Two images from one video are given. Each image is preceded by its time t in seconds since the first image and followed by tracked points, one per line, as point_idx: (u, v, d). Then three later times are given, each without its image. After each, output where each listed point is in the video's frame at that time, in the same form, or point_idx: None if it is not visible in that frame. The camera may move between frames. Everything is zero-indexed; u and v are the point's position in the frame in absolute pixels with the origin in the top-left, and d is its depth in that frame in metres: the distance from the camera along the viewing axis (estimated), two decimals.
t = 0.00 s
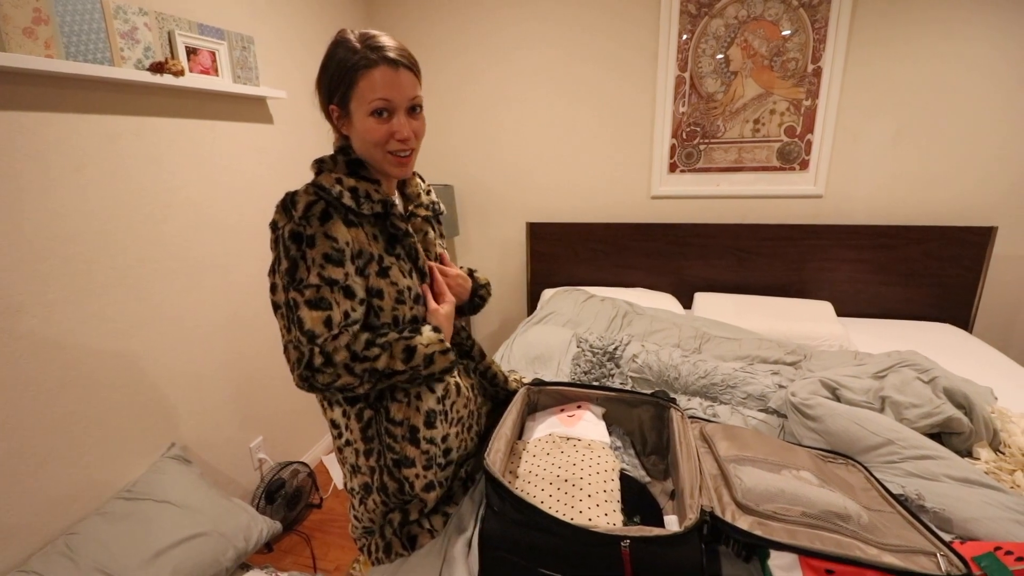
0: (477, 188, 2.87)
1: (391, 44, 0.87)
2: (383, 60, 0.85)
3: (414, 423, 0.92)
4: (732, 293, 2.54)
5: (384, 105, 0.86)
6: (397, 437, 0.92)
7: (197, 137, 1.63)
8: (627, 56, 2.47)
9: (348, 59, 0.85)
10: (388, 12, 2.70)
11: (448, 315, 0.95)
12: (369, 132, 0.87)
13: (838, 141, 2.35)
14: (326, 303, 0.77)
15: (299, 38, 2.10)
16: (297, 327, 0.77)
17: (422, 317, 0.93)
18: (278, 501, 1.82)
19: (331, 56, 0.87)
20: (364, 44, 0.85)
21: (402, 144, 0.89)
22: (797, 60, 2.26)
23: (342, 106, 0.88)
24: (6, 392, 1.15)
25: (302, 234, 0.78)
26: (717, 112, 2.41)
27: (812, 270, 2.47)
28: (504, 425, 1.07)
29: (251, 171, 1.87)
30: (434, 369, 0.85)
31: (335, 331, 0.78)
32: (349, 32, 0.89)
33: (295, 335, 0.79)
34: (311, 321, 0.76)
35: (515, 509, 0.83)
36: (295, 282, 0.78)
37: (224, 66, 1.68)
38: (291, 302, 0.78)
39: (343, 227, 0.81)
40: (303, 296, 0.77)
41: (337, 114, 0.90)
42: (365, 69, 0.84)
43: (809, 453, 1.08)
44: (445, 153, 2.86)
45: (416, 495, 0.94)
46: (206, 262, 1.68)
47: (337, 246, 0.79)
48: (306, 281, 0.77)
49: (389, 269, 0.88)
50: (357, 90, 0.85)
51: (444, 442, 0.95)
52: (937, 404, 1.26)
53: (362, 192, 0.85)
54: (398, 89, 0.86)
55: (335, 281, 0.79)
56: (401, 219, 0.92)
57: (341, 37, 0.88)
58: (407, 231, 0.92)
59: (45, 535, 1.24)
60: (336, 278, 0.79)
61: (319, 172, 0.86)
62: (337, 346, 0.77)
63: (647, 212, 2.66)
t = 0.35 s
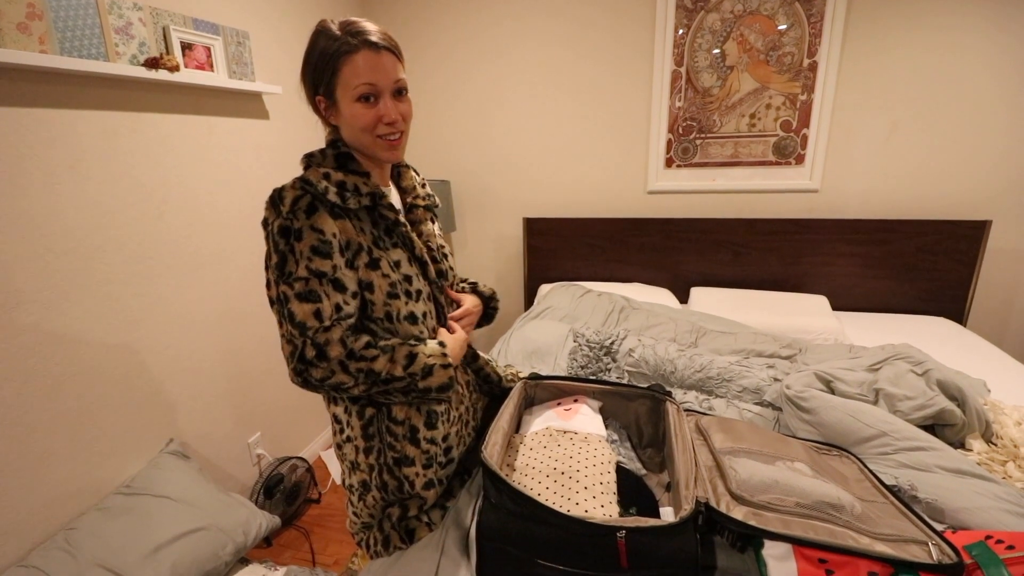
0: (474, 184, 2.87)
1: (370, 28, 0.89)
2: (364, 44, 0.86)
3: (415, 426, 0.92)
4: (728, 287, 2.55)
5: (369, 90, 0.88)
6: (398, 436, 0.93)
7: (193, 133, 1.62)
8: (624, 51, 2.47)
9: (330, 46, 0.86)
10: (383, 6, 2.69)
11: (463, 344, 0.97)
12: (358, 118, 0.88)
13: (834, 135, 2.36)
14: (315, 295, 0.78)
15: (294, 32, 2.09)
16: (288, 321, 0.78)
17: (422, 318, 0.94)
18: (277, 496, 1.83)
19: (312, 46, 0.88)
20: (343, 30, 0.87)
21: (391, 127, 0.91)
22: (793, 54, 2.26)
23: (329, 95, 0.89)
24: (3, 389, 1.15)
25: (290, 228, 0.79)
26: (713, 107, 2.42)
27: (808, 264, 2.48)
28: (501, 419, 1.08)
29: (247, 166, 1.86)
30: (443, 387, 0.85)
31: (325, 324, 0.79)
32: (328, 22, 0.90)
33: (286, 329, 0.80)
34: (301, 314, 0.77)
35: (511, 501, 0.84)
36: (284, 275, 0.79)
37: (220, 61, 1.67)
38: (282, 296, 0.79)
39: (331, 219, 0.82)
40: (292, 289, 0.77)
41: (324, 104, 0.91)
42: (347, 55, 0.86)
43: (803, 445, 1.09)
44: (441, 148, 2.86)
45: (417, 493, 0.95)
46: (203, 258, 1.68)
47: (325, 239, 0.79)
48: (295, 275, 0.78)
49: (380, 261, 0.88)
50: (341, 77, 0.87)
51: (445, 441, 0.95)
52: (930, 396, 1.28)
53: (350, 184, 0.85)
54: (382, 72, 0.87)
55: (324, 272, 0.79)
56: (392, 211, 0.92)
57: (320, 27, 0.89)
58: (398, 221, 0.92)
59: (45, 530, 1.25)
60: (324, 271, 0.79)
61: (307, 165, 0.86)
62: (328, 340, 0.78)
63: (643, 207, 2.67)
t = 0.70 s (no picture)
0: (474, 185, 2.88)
1: (368, 32, 0.91)
2: (360, 48, 0.88)
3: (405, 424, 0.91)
4: (728, 288, 2.55)
5: (367, 93, 0.89)
6: (388, 432, 0.93)
7: (194, 134, 1.62)
8: (624, 52, 2.47)
9: (328, 52, 0.89)
10: (383, 7, 2.69)
11: (468, 364, 0.86)
12: (356, 121, 0.90)
13: (833, 136, 2.36)
14: (294, 292, 0.80)
15: (294, 34, 2.09)
16: (271, 313, 0.82)
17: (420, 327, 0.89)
18: (278, 496, 1.83)
19: (311, 53, 0.91)
20: (340, 36, 0.89)
21: (390, 128, 0.92)
22: (792, 55, 2.27)
23: (329, 100, 0.92)
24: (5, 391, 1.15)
25: (280, 226, 0.82)
26: (713, 108, 2.42)
27: (808, 264, 2.48)
28: (502, 418, 1.08)
29: (248, 167, 1.87)
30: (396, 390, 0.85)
31: (301, 320, 0.81)
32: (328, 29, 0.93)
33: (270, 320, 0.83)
34: (280, 308, 0.80)
35: (513, 501, 0.84)
36: (272, 270, 0.82)
37: (222, 63, 1.67)
38: (268, 288, 0.83)
39: (316, 219, 0.83)
40: (275, 283, 0.81)
41: (325, 108, 0.94)
42: (345, 59, 0.88)
43: (804, 444, 1.10)
44: (442, 149, 2.86)
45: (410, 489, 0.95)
46: (204, 259, 1.68)
47: (309, 239, 0.82)
48: (279, 270, 0.81)
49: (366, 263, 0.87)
50: (339, 81, 0.89)
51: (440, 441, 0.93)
52: (930, 395, 1.28)
53: (343, 183, 0.85)
54: (379, 75, 0.89)
55: (305, 271, 0.81)
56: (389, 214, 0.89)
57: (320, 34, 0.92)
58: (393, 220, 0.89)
59: (47, 531, 1.25)
60: (305, 269, 0.81)
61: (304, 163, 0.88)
62: (299, 334, 0.80)
63: (643, 207, 2.67)
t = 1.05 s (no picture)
0: (475, 189, 2.88)
1: (378, 39, 0.92)
2: (369, 55, 0.90)
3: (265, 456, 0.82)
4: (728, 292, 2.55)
5: (375, 100, 0.91)
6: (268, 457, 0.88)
7: (196, 139, 1.63)
8: (624, 57, 2.49)
9: (338, 57, 0.90)
10: (384, 13, 2.71)
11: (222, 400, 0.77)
12: (363, 126, 0.92)
13: (832, 141, 2.37)
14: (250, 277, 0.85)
15: (296, 40, 2.10)
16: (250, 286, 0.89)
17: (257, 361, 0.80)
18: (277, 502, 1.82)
19: (322, 57, 0.92)
20: (350, 42, 0.90)
21: (396, 135, 0.94)
22: (790, 61, 2.28)
23: (337, 105, 0.94)
24: (6, 396, 1.15)
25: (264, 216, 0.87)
26: (712, 113, 2.43)
27: (807, 268, 2.49)
28: (503, 424, 1.08)
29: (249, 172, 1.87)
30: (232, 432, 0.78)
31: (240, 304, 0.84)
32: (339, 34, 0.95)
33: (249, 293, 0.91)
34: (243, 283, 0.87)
35: (514, 507, 0.84)
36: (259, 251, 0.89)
37: (223, 68, 1.68)
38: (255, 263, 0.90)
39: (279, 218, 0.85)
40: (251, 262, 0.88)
41: (334, 112, 0.96)
42: (354, 66, 0.90)
43: (805, 449, 1.10)
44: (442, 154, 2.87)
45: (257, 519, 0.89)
46: (205, 264, 1.68)
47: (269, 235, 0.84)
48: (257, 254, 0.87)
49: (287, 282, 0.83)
50: (347, 87, 0.91)
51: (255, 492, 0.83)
52: (931, 400, 1.28)
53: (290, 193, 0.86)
54: (387, 82, 0.91)
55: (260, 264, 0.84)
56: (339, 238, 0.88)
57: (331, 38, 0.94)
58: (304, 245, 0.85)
59: (46, 538, 1.24)
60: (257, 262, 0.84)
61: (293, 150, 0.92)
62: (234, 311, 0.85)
63: (643, 212, 2.68)
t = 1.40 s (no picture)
0: (477, 191, 2.88)
1: (384, 42, 0.92)
2: (376, 57, 0.90)
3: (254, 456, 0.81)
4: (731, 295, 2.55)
5: (380, 102, 0.91)
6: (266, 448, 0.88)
7: (200, 140, 1.63)
8: (627, 59, 2.48)
9: (344, 59, 0.90)
10: (387, 15, 2.71)
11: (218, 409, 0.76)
12: (369, 128, 0.92)
13: (836, 143, 2.36)
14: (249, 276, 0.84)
15: (299, 41, 2.11)
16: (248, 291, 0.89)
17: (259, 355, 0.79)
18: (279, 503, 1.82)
19: (329, 58, 0.92)
20: (357, 44, 0.90)
21: (401, 136, 0.94)
22: (794, 63, 2.28)
23: (343, 106, 0.94)
24: (9, 397, 1.15)
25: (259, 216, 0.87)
26: (715, 115, 2.42)
27: (811, 271, 2.48)
28: (505, 427, 1.08)
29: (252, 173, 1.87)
30: (231, 436, 0.77)
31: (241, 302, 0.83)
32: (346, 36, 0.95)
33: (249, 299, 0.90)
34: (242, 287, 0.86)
35: (517, 510, 0.83)
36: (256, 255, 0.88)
37: (226, 70, 1.68)
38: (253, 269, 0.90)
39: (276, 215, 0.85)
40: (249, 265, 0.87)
41: (339, 114, 0.96)
42: (360, 68, 0.90)
43: (809, 453, 1.09)
44: (444, 155, 2.87)
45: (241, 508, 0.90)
46: (208, 265, 1.68)
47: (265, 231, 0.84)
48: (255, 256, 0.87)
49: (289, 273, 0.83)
50: (353, 89, 0.91)
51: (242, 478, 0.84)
52: (936, 404, 1.27)
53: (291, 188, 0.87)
54: (392, 84, 0.91)
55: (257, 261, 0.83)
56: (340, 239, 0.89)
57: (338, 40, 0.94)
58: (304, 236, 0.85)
59: (47, 539, 1.24)
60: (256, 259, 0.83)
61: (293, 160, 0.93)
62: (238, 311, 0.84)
63: (645, 214, 2.67)
